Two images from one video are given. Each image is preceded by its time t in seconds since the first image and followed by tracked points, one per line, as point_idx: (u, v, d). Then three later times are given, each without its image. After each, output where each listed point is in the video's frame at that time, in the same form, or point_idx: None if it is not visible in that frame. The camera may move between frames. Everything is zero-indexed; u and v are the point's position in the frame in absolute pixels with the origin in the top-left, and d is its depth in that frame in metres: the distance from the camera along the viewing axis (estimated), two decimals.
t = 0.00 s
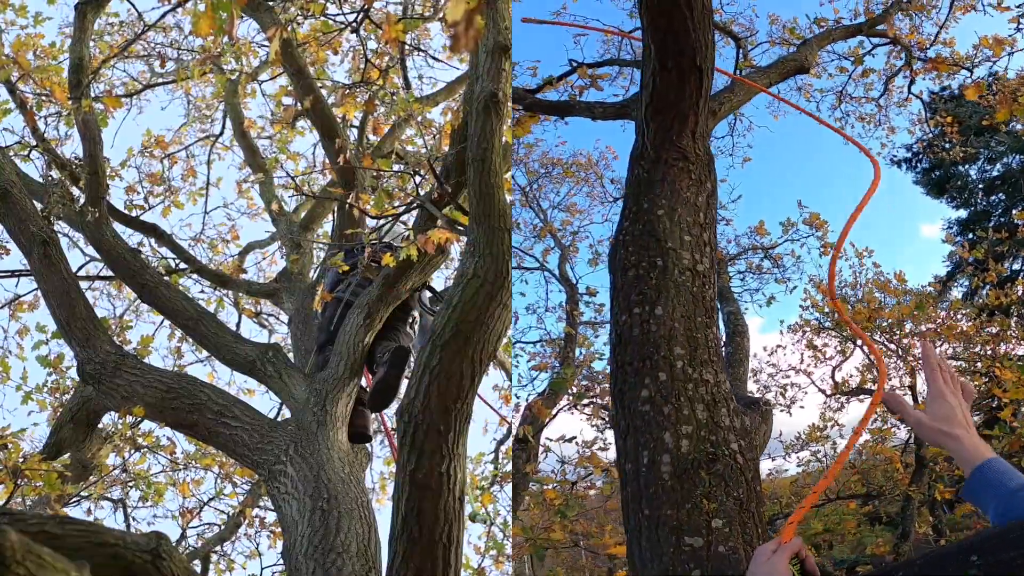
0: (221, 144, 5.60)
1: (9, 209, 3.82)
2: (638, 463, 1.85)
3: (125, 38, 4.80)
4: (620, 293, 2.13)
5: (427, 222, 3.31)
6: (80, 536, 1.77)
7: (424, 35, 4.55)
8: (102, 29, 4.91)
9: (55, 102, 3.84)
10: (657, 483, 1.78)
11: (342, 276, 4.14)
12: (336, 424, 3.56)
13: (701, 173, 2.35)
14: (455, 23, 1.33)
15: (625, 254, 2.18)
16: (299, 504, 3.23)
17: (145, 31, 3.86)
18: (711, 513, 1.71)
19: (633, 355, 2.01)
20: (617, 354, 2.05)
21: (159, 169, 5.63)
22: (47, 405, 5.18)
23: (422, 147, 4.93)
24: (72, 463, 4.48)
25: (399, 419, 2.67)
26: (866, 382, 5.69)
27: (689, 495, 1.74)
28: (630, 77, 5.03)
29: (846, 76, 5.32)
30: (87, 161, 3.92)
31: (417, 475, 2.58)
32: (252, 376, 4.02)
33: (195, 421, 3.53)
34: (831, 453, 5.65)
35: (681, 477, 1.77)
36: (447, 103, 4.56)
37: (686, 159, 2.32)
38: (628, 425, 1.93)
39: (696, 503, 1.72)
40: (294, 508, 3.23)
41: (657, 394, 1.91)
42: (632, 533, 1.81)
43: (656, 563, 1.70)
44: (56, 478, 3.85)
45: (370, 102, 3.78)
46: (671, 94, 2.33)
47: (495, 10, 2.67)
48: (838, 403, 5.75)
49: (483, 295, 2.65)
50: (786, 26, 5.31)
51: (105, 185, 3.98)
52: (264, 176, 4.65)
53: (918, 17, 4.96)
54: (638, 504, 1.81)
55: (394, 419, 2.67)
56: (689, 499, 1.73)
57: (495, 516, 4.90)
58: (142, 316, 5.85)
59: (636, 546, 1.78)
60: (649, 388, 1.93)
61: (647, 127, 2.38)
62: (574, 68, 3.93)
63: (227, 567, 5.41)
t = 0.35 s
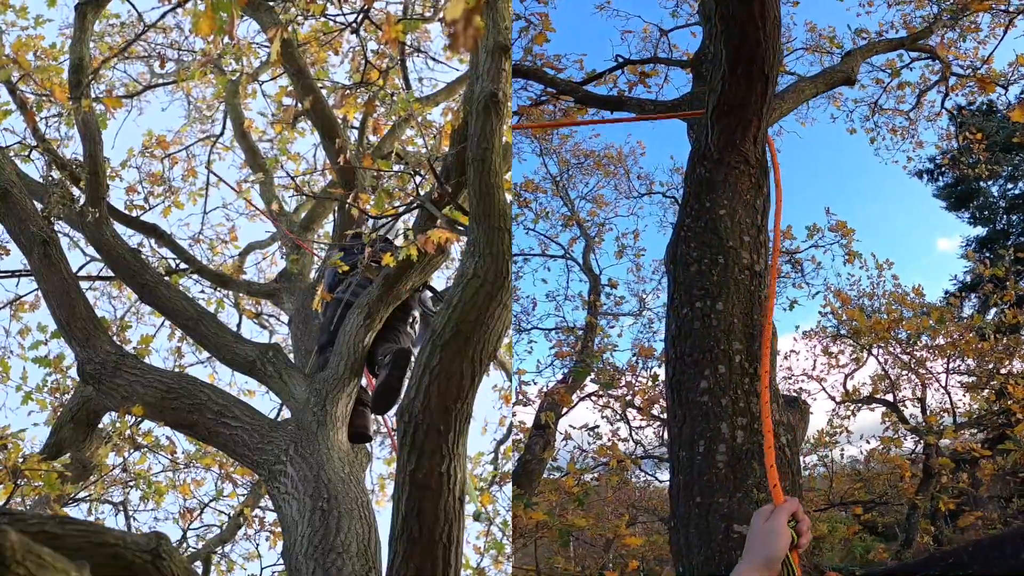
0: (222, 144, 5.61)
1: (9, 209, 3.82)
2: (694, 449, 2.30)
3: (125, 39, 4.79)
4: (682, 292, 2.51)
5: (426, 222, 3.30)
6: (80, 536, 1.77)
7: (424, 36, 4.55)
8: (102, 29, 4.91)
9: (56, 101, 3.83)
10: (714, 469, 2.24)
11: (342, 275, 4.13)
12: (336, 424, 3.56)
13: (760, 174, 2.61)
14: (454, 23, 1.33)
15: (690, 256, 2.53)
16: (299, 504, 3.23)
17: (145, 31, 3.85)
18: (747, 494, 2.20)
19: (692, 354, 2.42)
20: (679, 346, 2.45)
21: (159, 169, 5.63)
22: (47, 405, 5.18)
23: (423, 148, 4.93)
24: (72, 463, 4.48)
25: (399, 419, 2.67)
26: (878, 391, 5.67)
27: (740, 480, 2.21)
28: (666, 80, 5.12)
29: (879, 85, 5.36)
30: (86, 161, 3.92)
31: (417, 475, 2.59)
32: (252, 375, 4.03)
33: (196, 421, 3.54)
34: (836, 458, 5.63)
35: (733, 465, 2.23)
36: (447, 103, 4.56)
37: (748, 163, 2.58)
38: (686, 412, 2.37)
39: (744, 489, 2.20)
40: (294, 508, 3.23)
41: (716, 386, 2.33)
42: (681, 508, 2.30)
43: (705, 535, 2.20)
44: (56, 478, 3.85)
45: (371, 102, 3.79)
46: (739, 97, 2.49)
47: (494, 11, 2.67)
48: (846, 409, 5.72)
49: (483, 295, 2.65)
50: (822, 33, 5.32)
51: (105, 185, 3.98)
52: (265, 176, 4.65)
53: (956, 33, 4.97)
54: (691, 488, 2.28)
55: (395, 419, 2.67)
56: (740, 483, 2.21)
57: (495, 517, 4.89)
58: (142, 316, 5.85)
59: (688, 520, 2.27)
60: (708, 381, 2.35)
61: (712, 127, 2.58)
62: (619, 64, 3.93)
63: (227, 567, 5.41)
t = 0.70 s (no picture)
0: (223, 144, 5.60)
1: (9, 210, 3.82)
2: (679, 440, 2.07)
3: (126, 39, 4.79)
4: (676, 272, 2.30)
5: (427, 222, 3.31)
6: (80, 536, 1.77)
7: (426, 37, 4.55)
8: (102, 29, 4.91)
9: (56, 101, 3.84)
10: (698, 458, 2.01)
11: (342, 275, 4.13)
12: (336, 425, 3.56)
13: (760, 157, 2.43)
14: (454, 24, 1.33)
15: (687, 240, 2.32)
16: (299, 504, 3.23)
17: (146, 31, 3.86)
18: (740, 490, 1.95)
19: (681, 342, 2.19)
20: (670, 330, 2.23)
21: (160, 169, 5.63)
22: (47, 405, 5.18)
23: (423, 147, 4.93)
24: (72, 463, 4.48)
25: (399, 419, 2.68)
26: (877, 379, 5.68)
27: (725, 468, 1.97)
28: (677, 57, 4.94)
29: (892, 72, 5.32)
30: (87, 161, 3.91)
31: (417, 475, 2.59)
32: (252, 376, 4.03)
33: (195, 421, 3.54)
34: (831, 445, 5.61)
35: (719, 454, 1.99)
36: (448, 103, 4.56)
37: (747, 148, 2.39)
38: (672, 398, 2.14)
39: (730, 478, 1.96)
40: (294, 508, 3.23)
41: (705, 371, 2.10)
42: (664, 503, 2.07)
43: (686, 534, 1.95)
44: (56, 478, 3.85)
45: (371, 102, 3.79)
46: (741, 82, 2.28)
47: (495, 10, 2.67)
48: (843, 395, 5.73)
49: (483, 295, 2.65)
50: (838, 15, 5.28)
51: (105, 185, 3.97)
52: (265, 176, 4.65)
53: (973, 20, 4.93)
54: (675, 475, 2.04)
55: (395, 419, 2.67)
56: (725, 471, 1.97)
57: (495, 517, 4.89)
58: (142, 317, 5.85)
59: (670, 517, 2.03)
60: (697, 366, 2.12)
61: (713, 112, 2.35)
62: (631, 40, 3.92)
63: (227, 567, 5.41)
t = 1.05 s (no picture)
0: (224, 145, 5.60)
1: (10, 209, 3.82)
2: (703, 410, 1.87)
3: (127, 39, 4.79)
4: (705, 228, 2.08)
5: (427, 222, 3.30)
6: (80, 536, 1.77)
7: (427, 37, 4.55)
8: (103, 29, 4.91)
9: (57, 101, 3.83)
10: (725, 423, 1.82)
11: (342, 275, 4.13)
12: (336, 425, 3.56)
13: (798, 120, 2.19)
14: (456, 25, 1.33)
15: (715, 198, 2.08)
16: (299, 504, 3.23)
17: (146, 32, 3.86)
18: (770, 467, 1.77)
19: (705, 306, 2.00)
20: (698, 288, 2.02)
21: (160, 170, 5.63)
22: (47, 406, 5.18)
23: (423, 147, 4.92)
24: (72, 463, 4.49)
25: (399, 419, 2.68)
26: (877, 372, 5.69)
27: (754, 442, 1.79)
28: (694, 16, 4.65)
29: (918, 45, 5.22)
30: (87, 161, 3.91)
31: (416, 475, 2.59)
32: (252, 376, 4.03)
33: (196, 421, 3.54)
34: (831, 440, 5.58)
35: (748, 424, 1.80)
36: (448, 103, 4.57)
37: (785, 108, 2.14)
38: (696, 362, 1.94)
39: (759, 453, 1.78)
40: (294, 508, 3.23)
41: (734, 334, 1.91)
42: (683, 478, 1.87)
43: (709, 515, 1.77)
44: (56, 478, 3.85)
45: (371, 102, 3.79)
46: (780, 39, 2.01)
47: (495, 11, 2.66)
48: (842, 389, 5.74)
49: (483, 295, 2.65)
50: None
51: (105, 185, 3.96)
52: (266, 176, 4.65)
53: None
54: (698, 444, 1.86)
55: (395, 419, 2.67)
56: (753, 446, 1.79)
57: (495, 517, 4.88)
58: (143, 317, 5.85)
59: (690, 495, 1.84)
60: (726, 327, 1.92)
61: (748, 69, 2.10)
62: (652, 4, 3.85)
63: (226, 568, 5.40)
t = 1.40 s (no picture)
0: (225, 145, 5.60)
1: (10, 209, 3.83)
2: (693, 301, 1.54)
3: (128, 39, 4.79)
4: (707, 86, 1.70)
5: (427, 222, 3.30)
6: (80, 536, 1.77)
7: (427, 38, 4.55)
8: (105, 30, 4.91)
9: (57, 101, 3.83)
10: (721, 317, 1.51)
11: (342, 275, 4.13)
12: (337, 425, 3.56)
13: None
14: (455, 24, 1.33)
15: (720, 51, 1.68)
16: (299, 503, 3.23)
17: (147, 32, 3.85)
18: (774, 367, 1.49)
19: (707, 174, 1.64)
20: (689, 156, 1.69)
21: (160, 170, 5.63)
22: (47, 405, 5.18)
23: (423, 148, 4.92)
24: (72, 463, 4.49)
25: (400, 420, 2.68)
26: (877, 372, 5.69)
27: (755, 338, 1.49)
28: None
29: None
30: (87, 161, 3.88)
31: (417, 475, 2.59)
32: (252, 376, 4.04)
33: (196, 421, 3.54)
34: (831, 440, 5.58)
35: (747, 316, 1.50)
36: (448, 103, 4.56)
37: None
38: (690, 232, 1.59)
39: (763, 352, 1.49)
40: (294, 508, 3.23)
41: (738, 204, 1.56)
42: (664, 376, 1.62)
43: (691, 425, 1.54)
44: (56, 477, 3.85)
45: (372, 102, 3.79)
46: None
47: (495, 11, 2.65)
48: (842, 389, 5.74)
49: (483, 295, 2.65)
50: None
51: (104, 185, 3.94)
52: (267, 176, 4.65)
53: None
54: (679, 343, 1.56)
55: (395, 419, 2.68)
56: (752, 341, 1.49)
57: (494, 518, 4.88)
58: (143, 317, 5.85)
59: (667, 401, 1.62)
60: (729, 195, 1.57)
61: None
62: None
63: (226, 568, 5.40)
